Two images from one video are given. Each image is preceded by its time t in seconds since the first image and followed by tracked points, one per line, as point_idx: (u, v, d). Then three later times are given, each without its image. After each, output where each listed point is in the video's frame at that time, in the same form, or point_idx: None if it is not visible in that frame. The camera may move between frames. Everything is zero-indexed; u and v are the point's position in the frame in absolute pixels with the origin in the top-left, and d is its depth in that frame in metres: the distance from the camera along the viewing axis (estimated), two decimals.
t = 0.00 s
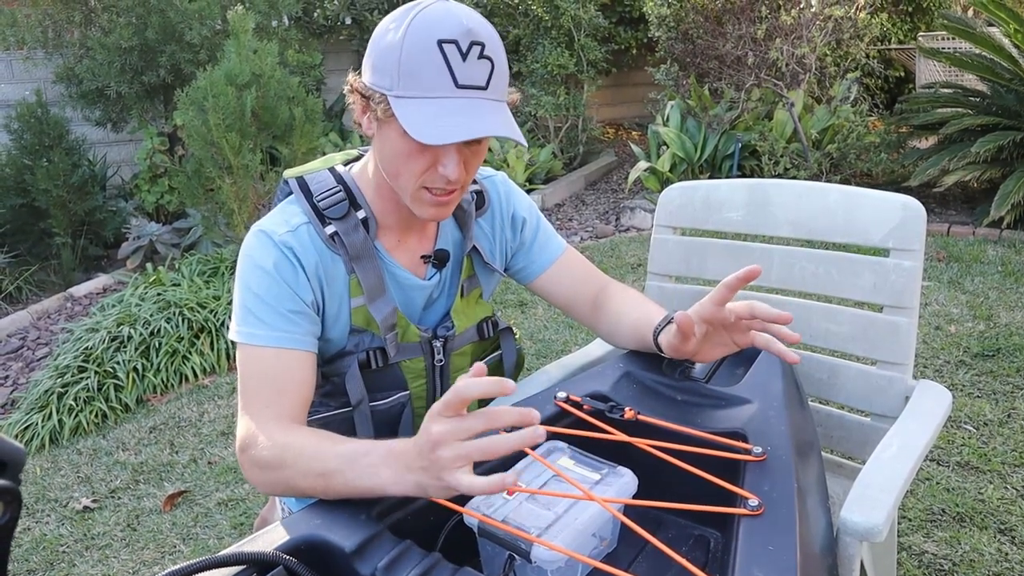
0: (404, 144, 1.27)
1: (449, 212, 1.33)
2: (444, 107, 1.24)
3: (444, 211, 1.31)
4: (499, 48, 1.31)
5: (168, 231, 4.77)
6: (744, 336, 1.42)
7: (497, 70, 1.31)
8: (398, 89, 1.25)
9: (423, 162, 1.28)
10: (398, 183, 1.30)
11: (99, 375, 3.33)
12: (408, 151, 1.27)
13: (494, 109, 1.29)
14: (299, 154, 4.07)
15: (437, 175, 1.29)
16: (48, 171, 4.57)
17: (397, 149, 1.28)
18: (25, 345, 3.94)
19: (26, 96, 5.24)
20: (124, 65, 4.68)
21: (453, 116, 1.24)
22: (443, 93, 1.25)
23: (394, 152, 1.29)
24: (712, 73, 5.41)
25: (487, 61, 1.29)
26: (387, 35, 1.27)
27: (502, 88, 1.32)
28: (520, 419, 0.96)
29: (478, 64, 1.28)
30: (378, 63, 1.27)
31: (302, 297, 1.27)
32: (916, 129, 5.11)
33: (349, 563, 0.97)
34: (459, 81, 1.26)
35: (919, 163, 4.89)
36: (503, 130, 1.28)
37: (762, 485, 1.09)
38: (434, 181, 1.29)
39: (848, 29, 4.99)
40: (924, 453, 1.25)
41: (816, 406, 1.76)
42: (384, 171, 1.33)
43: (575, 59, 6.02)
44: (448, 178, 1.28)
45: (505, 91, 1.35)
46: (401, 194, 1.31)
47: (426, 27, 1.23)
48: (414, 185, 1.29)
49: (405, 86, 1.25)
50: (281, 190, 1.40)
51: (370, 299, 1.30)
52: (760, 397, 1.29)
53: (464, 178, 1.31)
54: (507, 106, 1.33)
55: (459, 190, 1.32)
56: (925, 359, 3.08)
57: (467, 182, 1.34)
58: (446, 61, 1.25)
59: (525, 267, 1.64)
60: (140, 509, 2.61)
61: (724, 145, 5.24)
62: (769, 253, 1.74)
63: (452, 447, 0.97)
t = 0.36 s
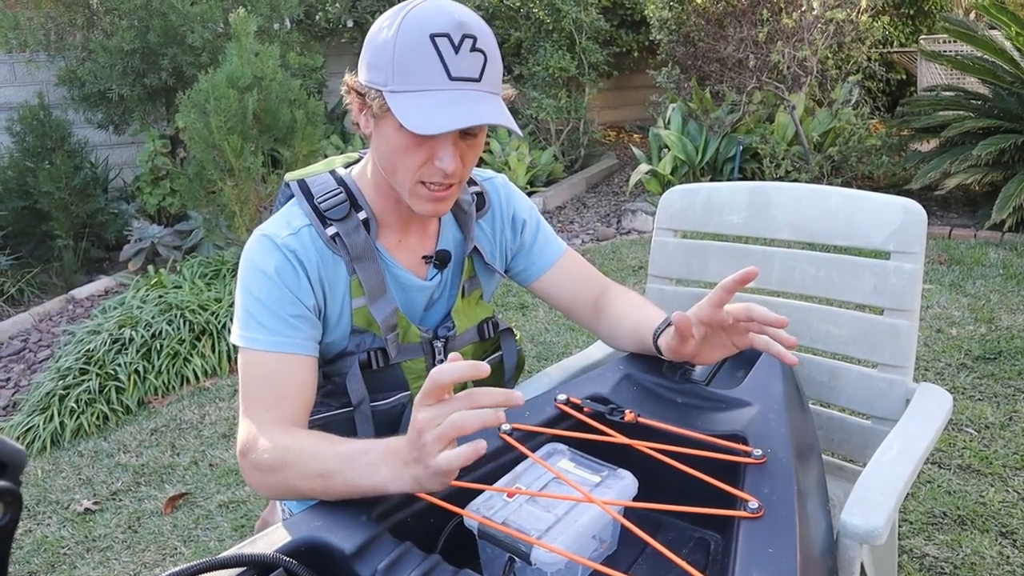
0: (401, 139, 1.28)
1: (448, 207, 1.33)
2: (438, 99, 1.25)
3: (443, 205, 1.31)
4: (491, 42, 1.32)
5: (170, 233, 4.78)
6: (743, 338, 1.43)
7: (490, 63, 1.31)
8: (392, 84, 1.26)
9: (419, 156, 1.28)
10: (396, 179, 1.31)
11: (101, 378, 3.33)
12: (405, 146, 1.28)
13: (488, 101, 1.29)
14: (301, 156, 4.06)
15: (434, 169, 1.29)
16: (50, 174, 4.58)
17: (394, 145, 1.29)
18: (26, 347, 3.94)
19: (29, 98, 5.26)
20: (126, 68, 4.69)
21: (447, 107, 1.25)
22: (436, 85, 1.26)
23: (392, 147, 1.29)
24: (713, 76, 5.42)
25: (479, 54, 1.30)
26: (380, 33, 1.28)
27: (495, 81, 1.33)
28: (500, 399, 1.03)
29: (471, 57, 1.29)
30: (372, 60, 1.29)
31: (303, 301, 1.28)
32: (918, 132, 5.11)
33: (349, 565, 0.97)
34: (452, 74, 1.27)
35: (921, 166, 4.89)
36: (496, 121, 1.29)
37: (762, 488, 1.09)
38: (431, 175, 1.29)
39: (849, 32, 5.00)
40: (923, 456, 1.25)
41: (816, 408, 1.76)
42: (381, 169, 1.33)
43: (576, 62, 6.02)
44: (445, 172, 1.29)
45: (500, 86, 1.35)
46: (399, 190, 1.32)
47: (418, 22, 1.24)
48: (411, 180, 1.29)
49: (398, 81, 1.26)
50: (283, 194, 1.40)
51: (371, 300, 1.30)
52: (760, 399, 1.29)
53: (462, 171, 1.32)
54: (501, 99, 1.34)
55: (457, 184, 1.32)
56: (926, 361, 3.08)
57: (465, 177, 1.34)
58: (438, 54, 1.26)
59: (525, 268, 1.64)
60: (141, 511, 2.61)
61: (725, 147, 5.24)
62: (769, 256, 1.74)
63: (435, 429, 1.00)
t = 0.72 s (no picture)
0: (398, 138, 1.28)
1: (446, 207, 1.33)
2: (432, 96, 1.25)
3: (442, 204, 1.31)
4: (487, 42, 1.33)
5: (171, 235, 4.79)
6: (742, 339, 1.43)
7: (485, 62, 1.32)
8: (388, 84, 1.27)
9: (417, 155, 1.29)
10: (394, 179, 1.31)
11: (102, 380, 3.33)
12: (403, 145, 1.28)
13: (484, 99, 1.30)
14: (302, 158, 4.06)
15: (431, 168, 1.29)
16: (51, 175, 4.59)
17: (392, 145, 1.29)
18: (27, 349, 3.95)
19: (30, 100, 5.27)
20: (127, 70, 4.69)
21: (442, 104, 1.25)
22: (431, 83, 1.26)
23: (390, 147, 1.30)
24: (714, 78, 5.42)
25: (475, 53, 1.30)
26: (376, 34, 1.30)
27: (492, 80, 1.33)
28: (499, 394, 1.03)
29: (466, 56, 1.29)
30: (369, 61, 1.30)
31: (304, 305, 1.28)
32: (918, 133, 5.12)
33: (349, 567, 0.97)
34: (447, 71, 1.27)
35: (921, 168, 4.89)
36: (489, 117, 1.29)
37: (761, 491, 1.09)
38: (428, 173, 1.29)
39: (849, 35, 5.00)
40: (923, 458, 1.25)
41: (816, 411, 1.76)
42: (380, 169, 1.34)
43: (577, 64, 6.02)
44: (443, 170, 1.29)
45: (497, 87, 1.36)
46: (397, 190, 1.32)
47: (413, 20, 1.26)
48: (409, 179, 1.29)
49: (394, 80, 1.27)
50: (283, 197, 1.41)
51: (372, 303, 1.31)
52: (760, 402, 1.29)
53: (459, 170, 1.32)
54: (498, 99, 1.34)
55: (455, 184, 1.32)
56: (926, 363, 3.08)
57: (463, 177, 1.34)
58: (433, 53, 1.27)
59: (525, 271, 1.64)
60: (142, 513, 2.62)
61: (726, 149, 5.23)
62: (769, 258, 1.74)
63: (438, 425, 1.00)
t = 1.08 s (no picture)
0: (393, 130, 1.30)
1: (441, 203, 1.33)
2: (422, 85, 1.26)
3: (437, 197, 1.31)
4: (481, 38, 1.33)
5: (170, 238, 4.79)
6: (741, 339, 1.45)
7: (480, 56, 1.32)
8: (382, 76, 1.28)
9: (412, 148, 1.30)
10: (390, 173, 1.32)
11: (102, 382, 3.33)
12: (399, 139, 1.30)
13: (476, 90, 1.29)
14: (302, 161, 4.06)
15: (425, 161, 1.30)
16: (51, 178, 4.60)
17: (388, 140, 1.31)
18: (27, 351, 3.95)
19: (30, 103, 5.28)
20: (127, 73, 4.69)
21: (434, 91, 1.25)
22: (422, 73, 1.26)
23: (386, 141, 1.31)
24: (713, 80, 5.42)
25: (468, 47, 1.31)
26: (373, 34, 1.32)
27: (487, 75, 1.33)
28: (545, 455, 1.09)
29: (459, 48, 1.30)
30: (366, 59, 1.32)
31: (306, 306, 1.28)
32: (917, 135, 5.12)
33: (350, 569, 0.97)
34: (438, 62, 1.27)
35: (920, 170, 4.89)
36: (480, 103, 1.28)
37: (762, 493, 1.09)
38: (422, 166, 1.30)
39: (849, 37, 5.01)
40: (923, 460, 1.25)
41: (816, 413, 1.76)
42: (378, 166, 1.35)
43: (577, 67, 6.02)
44: (436, 162, 1.29)
45: (493, 84, 1.35)
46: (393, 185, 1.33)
47: (404, 15, 1.27)
48: (404, 173, 1.30)
49: (388, 72, 1.28)
50: (284, 199, 1.41)
51: (373, 303, 1.32)
52: (761, 404, 1.29)
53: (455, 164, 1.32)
54: (493, 93, 1.33)
55: (449, 179, 1.32)
56: (926, 365, 3.08)
57: (460, 173, 1.34)
58: (425, 45, 1.28)
59: (527, 273, 1.64)
60: (142, 516, 2.61)
61: (726, 151, 5.25)
62: (769, 260, 1.74)
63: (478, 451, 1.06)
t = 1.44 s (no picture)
0: (401, 129, 1.30)
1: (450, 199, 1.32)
2: (428, 81, 1.26)
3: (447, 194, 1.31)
4: (485, 38, 1.35)
5: (170, 240, 4.80)
6: (738, 339, 1.47)
7: (484, 54, 1.33)
8: (388, 75, 1.28)
9: (420, 147, 1.30)
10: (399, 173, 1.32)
11: (101, 385, 3.33)
12: (406, 138, 1.30)
13: (481, 85, 1.29)
14: (302, 164, 4.07)
15: (433, 159, 1.29)
16: (51, 181, 4.60)
17: (396, 138, 1.31)
18: (27, 354, 3.95)
19: (29, 106, 5.29)
20: (127, 75, 4.70)
21: (440, 86, 1.25)
22: (428, 69, 1.27)
23: (394, 141, 1.31)
24: (712, 83, 5.43)
25: (472, 44, 1.32)
26: (378, 37, 1.33)
27: (492, 73, 1.33)
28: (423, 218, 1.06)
29: (464, 45, 1.31)
30: (370, 60, 1.32)
31: (318, 303, 1.28)
32: (916, 138, 5.13)
33: (351, 571, 0.98)
34: (444, 57, 1.28)
35: (919, 172, 4.91)
36: (487, 94, 1.29)
37: (762, 494, 1.10)
38: (431, 164, 1.29)
39: (847, 39, 5.01)
40: (923, 460, 1.26)
41: (816, 414, 1.77)
42: (387, 166, 1.34)
43: (576, 69, 6.03)
44: (444, 159, 1.29)
45: (498, 84, 1.35)
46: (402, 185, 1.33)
47: (408, 14, 1.30)
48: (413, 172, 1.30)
49: (394, 70, 1.28)
50: (288, 202, 1.41)
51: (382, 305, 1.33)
52: (761, 405, 1.29)
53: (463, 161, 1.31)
54: (498, 90, 1.33)
55: (457, 176, 1.31)
56: (926, 367, 3.09)
57: (467, 172, 1.34)
58: (431, 42, 1.30)
59: (529, 275, 1.65)
60: (142, 518, 2.61)
61: (724, 153, 5.29)
62: (769, 262, 1.75)
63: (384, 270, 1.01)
